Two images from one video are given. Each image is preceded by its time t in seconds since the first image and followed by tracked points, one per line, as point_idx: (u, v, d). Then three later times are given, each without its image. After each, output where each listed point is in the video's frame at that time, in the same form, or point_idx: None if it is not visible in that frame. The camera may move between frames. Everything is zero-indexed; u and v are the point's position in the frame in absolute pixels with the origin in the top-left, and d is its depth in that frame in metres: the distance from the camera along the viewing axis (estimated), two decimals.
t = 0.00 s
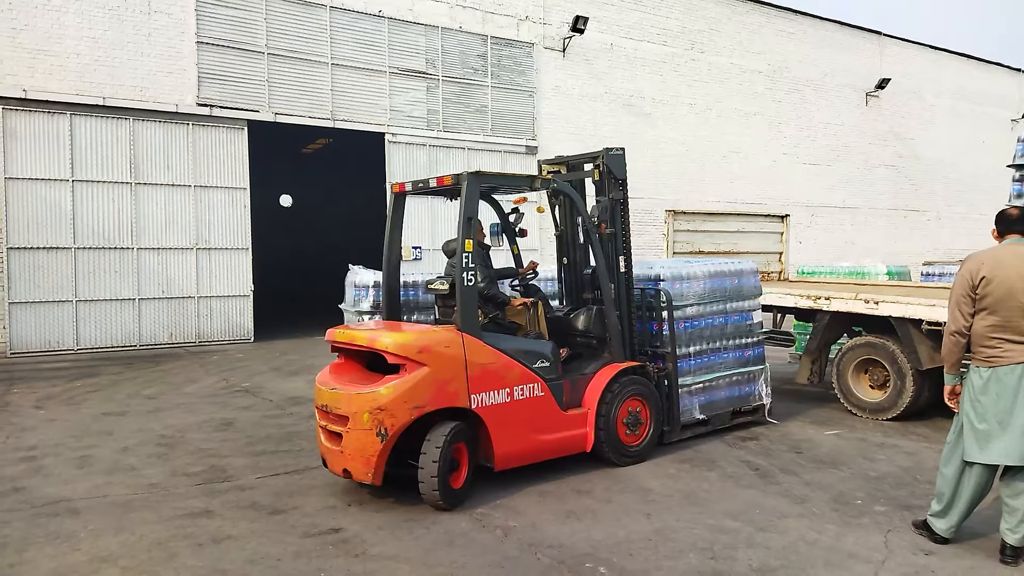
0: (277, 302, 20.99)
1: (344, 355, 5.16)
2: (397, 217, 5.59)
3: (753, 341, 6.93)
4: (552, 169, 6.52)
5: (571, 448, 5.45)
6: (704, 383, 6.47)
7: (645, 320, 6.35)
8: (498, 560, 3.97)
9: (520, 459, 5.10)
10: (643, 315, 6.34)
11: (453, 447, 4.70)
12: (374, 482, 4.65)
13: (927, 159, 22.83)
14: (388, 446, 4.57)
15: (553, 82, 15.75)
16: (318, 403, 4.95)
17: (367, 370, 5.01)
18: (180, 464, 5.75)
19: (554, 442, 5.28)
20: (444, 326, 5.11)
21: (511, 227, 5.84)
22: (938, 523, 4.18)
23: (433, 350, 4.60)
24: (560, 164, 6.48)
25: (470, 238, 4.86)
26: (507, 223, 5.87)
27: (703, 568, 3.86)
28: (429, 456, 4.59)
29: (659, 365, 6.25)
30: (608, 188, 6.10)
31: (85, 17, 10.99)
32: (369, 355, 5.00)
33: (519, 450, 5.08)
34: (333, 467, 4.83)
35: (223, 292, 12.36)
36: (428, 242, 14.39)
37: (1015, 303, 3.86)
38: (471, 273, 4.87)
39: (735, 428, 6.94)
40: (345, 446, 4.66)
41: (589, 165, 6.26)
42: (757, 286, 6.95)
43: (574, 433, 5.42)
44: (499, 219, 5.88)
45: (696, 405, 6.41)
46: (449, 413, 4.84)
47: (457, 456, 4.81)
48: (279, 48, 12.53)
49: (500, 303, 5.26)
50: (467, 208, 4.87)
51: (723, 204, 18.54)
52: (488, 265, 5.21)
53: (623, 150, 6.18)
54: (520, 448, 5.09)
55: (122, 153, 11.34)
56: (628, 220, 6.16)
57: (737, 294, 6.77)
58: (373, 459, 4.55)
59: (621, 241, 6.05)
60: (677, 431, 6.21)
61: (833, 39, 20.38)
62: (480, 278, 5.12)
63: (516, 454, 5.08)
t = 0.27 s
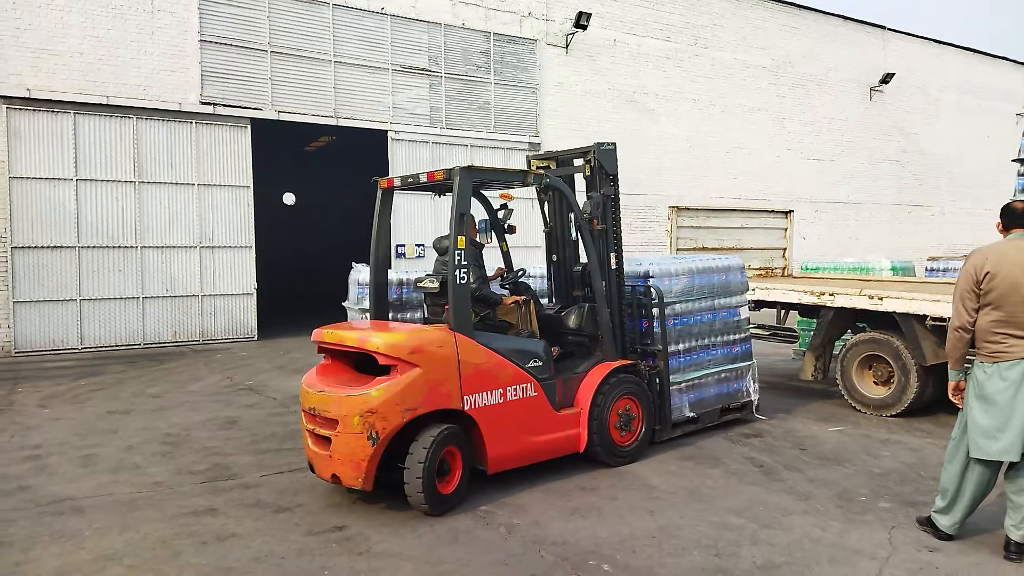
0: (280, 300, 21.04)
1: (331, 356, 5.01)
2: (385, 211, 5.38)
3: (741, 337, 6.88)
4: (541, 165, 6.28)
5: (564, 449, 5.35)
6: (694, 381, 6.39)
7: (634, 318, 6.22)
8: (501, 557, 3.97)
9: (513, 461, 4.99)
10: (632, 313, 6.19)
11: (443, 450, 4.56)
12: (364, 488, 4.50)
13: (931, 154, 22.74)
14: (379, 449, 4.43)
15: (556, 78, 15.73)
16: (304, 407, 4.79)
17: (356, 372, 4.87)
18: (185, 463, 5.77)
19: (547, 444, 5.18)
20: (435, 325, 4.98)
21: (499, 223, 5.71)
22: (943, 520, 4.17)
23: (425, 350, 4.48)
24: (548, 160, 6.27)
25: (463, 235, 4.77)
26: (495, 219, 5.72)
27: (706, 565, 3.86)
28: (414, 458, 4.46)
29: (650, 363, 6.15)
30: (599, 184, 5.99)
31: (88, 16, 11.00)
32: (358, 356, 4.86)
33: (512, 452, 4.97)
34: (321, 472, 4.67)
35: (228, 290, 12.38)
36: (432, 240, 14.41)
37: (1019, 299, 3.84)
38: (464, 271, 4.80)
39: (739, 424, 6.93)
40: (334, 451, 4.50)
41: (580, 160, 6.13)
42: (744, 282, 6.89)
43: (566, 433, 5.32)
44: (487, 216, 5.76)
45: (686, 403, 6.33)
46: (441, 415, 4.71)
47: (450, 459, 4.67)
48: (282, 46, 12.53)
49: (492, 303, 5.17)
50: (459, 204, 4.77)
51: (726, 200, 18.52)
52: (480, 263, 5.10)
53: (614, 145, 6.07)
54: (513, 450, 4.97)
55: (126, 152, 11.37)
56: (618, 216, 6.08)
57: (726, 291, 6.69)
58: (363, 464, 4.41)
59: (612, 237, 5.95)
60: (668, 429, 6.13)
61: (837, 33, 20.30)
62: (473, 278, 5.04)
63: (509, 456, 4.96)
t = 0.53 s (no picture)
0: (279, 301, 21.03)
1: (312, 361, 4.87)
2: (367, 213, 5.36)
3: (725, 340, 6.81)
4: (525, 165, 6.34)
5: (551, 455, 5.23)
6: (680, 384, 6.30)
7: (619, 321, 6.10)
8: (502, 558, 3.96)
9: (499, 467, 4.86)
10: (618, 315, 6.08)
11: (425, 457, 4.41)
12: (346, 497, 4.36)
13: (931, 157, 22.75)
14: (362, 458, 4.29)
15: (556, 80, 15.74)
16: (284, 413, 4.65)
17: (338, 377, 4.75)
18: (185, 464, 5.76)
19: (534, 449, 5.06)
20: (417, 329, 4.88)
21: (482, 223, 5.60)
22: (944, 522, 4.17)
23: (409, 354, 4.35)
24: (533, 160, 6.31)
25: (447, 236, 4.65)
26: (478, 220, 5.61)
27: (707, 566, 3.85)
28: (388, 466, 4.32)
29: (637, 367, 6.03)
30: (584, 184, 5.93)
31: (88, 17, 11.01)
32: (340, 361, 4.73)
33: (498, 458, 4.84)
34: (301, 481, 4.53)
35: (227, 292, 12.37)
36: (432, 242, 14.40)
37: (1019, 302, 3.84)
38: (449, 273, 4.67)
39: (739, 426, 6.93)
40: (315, 459, 4.36)
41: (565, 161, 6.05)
42: (728, 285, 6.85)
43: (554, 438, 5.19)
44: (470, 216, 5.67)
45: (672, 407, 6.22)
46: (425, 422, 4.58)
47: (433, 466, 4.51)
48: (282, 48, 12.55)
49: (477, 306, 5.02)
50: (445, 203, 4.66)
51: (726, 202, 18.53)
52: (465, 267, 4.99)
53: (600, 146, 6.03)
54: (499, 456, 4.85)
55: (126, 153, 11.36)
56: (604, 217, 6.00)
57: (710, 292, 6.67)
58: (345, 472, 4.27)
59: (598, 239, 5.87)
60: (655, 433, 6.03)
61: (837, 36, 20.32)
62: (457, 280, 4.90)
63: (496, 463, 4.83)
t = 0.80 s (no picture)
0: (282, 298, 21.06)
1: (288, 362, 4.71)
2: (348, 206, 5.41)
3: (714, 341, 6.64)
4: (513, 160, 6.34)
5: (536, 458, 5.07)
6: (668, 385, 6.14)
7: (606, 321, 5.94)
8: (503, 557, 3.97)
9: (481, 472, 4.71)
10: (605, 316, 5.90)
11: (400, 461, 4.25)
12: (320, 503, 4.20)
13: (935, 157, 22.69)
14: (337, 463, 4.13)
15: (560, 78, 15.72)
16: (258, 415, 4.48)
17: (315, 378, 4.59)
18: (187, 460, 5.78)
19: (518, 453, 4.91)
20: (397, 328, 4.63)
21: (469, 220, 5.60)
22: (946, 523, 4.16)
23: (388, 355, 4.19)
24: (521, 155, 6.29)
25: (429, 233, 4.49)
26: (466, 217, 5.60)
27: (708, 566, 3.86)
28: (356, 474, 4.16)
29: (625, 368, 5.89)
30: (572, 181, 5.83)
31: (93, 13, 11.02)
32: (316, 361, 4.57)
33: (481, 462, 4.69)
34: (275, 486, 4.36)
35: (230, 289, 12.39)
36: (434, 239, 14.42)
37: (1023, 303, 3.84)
38: (431, 272, 4.49)
39: (741, 426, 6.92)
40: (288, 464, 4.20)
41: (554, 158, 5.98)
42: (716, 284, 6.69)
43: (538, 442, 5.04)
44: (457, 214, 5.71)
45: (660, 409, 6.07)
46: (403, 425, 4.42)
47: (408, 470, 4.34)
48: (287, 45, 12.55)
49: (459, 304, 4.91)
50: (425, 199, 4.48)
51: (730, 201, 18.50)
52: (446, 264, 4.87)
53: (588, 141, 5.90)
54: (482, 460, 4.69)
55: (130, 149, 11.38)
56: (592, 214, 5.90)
57: (700, 292, 6.51)
58: (319, 478, 4.11)
59: (586, 237, 5.76)
60: (642, 437, 5.92)
61: (842, 35, 20.27)
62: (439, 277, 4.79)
63: (478, 468, 4.68)
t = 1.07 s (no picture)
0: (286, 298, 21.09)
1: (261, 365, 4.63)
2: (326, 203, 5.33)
3: (707, 343, 6.51)
4: (497, 159, 6.14)
5: (516, 464, 4.96)
6: (657, 389, 6.04)
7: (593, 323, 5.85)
8: (505, 557, 3.97)
9: (458, 478, 4.61)
10: (592, 317, 5.81)
11: (369, 467, 4.13)
12: (289, 510, 4.11)
13: (940, 157, 22.62)
14: (306, 469, 4.04)
15: (563, 78, 15.71)
16: (228, 419, 4.40)
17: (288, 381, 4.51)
18: (190, 459, 5.79)
19: (498, 458, 4.80)
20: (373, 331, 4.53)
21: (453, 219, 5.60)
22: (950, 525, 4.15)
23: (360, 358, 4.10)
24: (506, 154, 6.10)
25: (404, 232, 4.33)
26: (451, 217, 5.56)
27: (711, 567, 3.85)
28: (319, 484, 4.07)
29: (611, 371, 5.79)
30: (557, 179, 5.64)
31: (97, 13, 11.05)
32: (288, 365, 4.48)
33: (457, 468, 4.59)
34: (244, 491, 4.27)
35: (234, 288, 12.42)
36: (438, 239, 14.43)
37: None
38: (406, 272, 4.35)
39: (744, 427, 6.91)
40: (257, 469, 4.11)
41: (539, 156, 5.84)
42: (710, 285, 6.55)
43: (519, 447, 4.93)
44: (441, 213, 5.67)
45: (648, 413, 5.98)
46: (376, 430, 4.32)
47: (377, 477, 4.20)
48: (290, 45, 12.57)
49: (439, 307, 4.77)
50: (400, 198, 4.34)
51: (734, 202, 18.47)
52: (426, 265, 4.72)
53: (575, 138, 5.73)
54: (459, 466, 4.59)
55: (134, 149, 11.41)
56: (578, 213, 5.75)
57: (692, 293, 6.37)
58: (288, 484, 4.02)
59: (572, 236, 5.60)
60: (629, 441, 5.77)
61: (846, 35, 20.22)
62: (417, 278, 4.63)
63: (454, 473, 4.58)
